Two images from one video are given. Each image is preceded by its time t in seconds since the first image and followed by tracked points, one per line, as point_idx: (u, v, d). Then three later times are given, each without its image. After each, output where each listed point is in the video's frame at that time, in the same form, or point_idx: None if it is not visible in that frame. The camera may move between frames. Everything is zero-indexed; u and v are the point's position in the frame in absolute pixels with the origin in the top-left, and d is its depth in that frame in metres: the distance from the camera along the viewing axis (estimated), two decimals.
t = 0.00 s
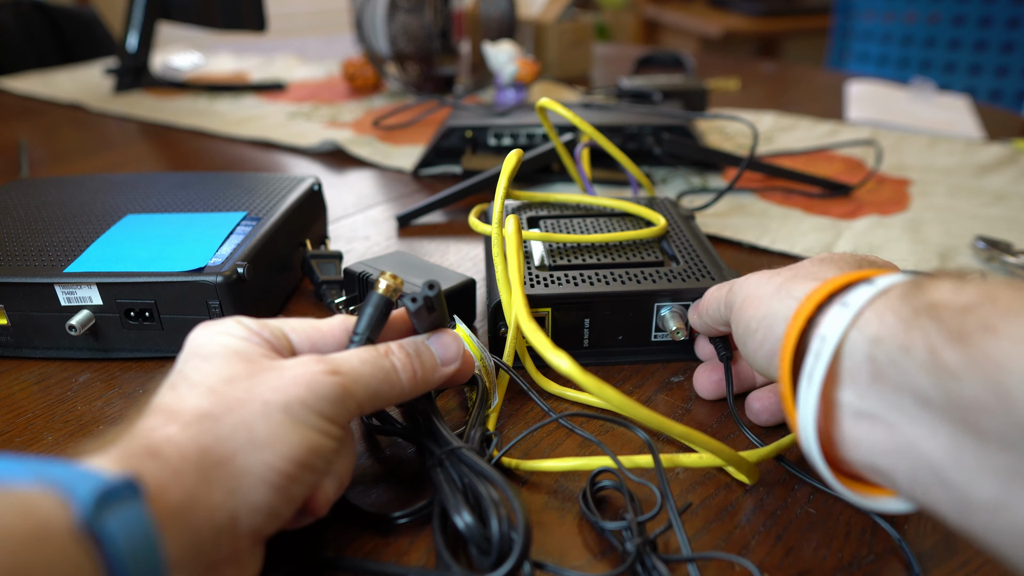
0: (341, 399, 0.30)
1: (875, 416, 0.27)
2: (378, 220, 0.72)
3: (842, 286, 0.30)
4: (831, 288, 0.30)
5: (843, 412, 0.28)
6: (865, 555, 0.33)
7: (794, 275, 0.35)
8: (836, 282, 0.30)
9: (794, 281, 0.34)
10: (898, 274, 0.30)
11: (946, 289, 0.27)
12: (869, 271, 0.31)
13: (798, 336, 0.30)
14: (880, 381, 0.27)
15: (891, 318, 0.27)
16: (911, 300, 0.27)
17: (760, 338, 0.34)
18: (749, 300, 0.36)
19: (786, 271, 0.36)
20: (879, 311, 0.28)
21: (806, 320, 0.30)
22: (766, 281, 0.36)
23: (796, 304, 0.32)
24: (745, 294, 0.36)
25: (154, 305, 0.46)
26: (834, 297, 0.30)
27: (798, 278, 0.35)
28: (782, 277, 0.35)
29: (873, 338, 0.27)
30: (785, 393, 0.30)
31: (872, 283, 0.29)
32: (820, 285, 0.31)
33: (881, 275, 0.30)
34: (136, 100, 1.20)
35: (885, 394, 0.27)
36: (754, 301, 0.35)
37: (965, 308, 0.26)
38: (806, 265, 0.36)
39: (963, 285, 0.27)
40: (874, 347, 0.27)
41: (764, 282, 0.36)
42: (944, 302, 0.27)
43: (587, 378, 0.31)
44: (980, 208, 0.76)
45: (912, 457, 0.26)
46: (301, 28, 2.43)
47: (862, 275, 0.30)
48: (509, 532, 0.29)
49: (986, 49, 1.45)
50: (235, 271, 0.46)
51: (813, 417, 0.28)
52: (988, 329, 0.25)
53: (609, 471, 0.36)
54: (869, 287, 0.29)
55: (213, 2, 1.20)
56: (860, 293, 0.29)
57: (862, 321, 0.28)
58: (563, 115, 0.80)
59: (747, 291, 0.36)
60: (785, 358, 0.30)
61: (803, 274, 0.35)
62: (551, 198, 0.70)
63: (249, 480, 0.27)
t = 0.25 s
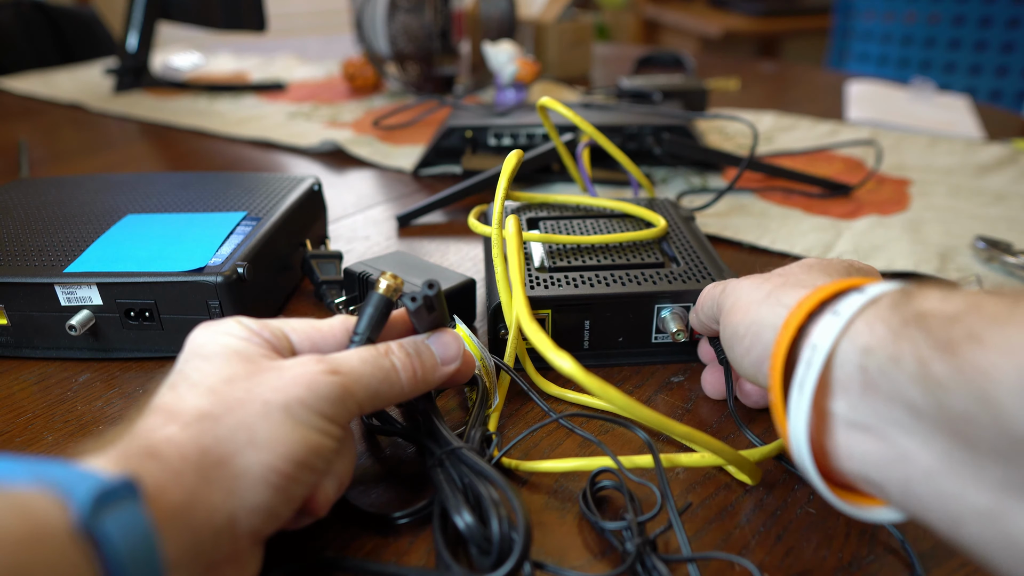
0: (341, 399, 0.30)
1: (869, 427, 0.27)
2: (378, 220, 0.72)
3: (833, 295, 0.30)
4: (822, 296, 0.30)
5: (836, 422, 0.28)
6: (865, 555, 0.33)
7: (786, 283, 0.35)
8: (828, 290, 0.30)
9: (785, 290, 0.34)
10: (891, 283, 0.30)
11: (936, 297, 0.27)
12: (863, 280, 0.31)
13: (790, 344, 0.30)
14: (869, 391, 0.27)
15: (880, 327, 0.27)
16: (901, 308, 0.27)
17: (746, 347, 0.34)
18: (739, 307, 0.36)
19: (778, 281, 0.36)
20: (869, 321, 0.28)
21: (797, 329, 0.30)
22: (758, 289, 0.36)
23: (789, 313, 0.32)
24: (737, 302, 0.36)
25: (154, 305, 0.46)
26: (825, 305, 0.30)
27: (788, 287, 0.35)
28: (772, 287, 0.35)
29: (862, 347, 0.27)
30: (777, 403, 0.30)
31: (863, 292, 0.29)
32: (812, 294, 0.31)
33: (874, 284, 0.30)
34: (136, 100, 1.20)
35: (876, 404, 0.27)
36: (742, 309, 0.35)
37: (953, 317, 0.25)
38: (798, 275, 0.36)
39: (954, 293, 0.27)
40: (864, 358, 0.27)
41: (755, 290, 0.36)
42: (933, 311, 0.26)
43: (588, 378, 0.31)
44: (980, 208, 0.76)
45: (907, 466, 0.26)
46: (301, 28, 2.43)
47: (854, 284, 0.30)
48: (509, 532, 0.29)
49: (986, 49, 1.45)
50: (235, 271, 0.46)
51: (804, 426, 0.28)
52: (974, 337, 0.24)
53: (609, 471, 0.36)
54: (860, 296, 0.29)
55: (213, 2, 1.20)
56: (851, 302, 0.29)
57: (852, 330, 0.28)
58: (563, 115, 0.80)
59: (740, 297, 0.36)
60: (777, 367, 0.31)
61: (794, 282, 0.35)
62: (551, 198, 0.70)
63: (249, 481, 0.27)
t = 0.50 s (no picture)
0: (342, 399, 0.30)
1: (882, 483, 0.27)
2: (378, 220, 0.72)
3: (819, 350, 0.30)
4: (808, 353, 0.30)
5: (847, 478, 0.28)
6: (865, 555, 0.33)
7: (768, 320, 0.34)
8: (813, 345, 0.30)
9: (767, 336, 0.33)
10: (872, 329, 0.29)
11: (919, 349, 0.27)
12: (844, 323, 0.30)
13: (786, 405, 0.30)
14: (874, 453, 0.27)
15: (871, 387, 0.27)
16: (887, 367, 0.27)
17: (737, 401, 0.33)
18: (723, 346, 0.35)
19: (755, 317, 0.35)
20: (860, 379, 0.27)
21: (790, 390, 0.30)
22: (742, 327, 0.35)
23: (778, 368, 0.31)
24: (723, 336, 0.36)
25: (154, 305, 0.46)
26: (813, 360, 0.30)
27: (770, 330, 0.34)
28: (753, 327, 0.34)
29: (859, 409, 0.27)
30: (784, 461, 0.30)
31: (846, 344, 0.29)
32: (798, 349, 0.30)
33: (855, 331, 0.29)
34: (136, 100, 1.20)
35: (885, 465, 0.26)
36: (726, 355, 0.34)
37: (942, 377, 0.25)
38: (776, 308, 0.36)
39: (937, 343, 0.27)
40: (864, 420, 0.27)
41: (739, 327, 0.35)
42: (919, 369, 0.26)
43: (603, 393, 0.31)
44: (980, 208, 0.76)
45: (926, 523, 0.26)
46: (301, 28, 2.43)
47: (836, 333, 0.30)
48: (509, 531, 0.29)
49: (986, 49, 1.45)
50: (235, 271, 0.46)
51: (818, 490, 0.28)
52: (964, 404, 0.24)
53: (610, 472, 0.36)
54: (845, 349, 0.29)
55: (213, 2, 1.20)
56: (837, 359, 0.28)
57: (845, 391, 0.28)
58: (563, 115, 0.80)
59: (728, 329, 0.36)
60: (778, 428, 0.30)
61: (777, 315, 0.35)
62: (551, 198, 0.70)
63: (249, 481, 0.27)
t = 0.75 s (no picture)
0: (344, 401, 0.31)
1: (940, 466, 0.26)
2: (378, 220, 0.72)
3: (846, 340, 0.28)
4: (835, 345, 0.28)
5: (902, 465, 0.27)
6: (865, 555, 0.33)
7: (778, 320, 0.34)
8: (838, 334, 0.29)
9: (783, 337, 0.33)
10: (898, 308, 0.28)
11: (959, 327, 0.26)
12: (866, 308, 0.29)
13: (822, 400, 0.28)
14: (927, 438, 0.25)
15: (911, 370, 0.26)
16: (926, 350, 0.26)
17: (767, 402, 0.33)
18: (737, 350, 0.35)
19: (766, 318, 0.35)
20: (897, 365, 0.26)
21: (824, 384, 0.28)
22: (752, 330, 0.35)
23: (806, 362, 0.30)
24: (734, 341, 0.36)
25: (154, 305, 0.46)
26: (842, 351, 0.28)
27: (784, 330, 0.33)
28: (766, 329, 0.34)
29: (904, 395, 0.26)
30: (834, 456, 0.28)
31: (874, 329, 0.28)
32: (823, 342, 0.29)
33: (879, 314, 0.28)
34: (136, 100, 1.20)
35: (940, 449, 0.25)
36: (745, 359, 0.34)
37: (988, 362, 0.24)
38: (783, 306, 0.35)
39: (976, 322, 0.26)
40: (911, 406, 0.26)
41: (750, 329, 0.35)
42: (963, 352, 0.25)
43: (593, 381, 0.31)
44: (980, 208, 0.76)
45: (989, 504, 0.25)
46: (301, 28, 2.43)
47: (858, 320, 0.29)
48: (508, 529, 0.29)
49: (986, 49, 1.45)
50: (235, 271, 0.46)
51: (879, 484, 0.26)
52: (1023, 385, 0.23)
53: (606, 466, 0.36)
54: (874, 335, 0.27)
55: (213, 2, 1.20)
56: (868, 345, 0.27)
57: (884, 378, 0.26)
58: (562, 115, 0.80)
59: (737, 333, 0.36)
60: (819, 425, 0.28)
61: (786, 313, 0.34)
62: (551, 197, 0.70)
63: (251, 483, 0.27)
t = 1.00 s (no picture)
0: (346, 404, 0.30)
1: None
2: (378, 220, 0.72)
3: (957, 475, 0.22)
4: (940, 486, 0.23)
5: None
6: (865, 555, 0.33)
7: (832, 374, 0.28)
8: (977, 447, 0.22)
9: (847, 415, 0.27)
10: None
11: None
12: (972, 420, 0.22)
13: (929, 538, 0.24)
14: None
15: None
16: None
17: (852, 484, 0.28)
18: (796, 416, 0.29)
19: (806, 357, 0.29)
20: None
21: (932, 523, 0.23)
22: (805, 388, 0.29)
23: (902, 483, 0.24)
24: (773, 382, 0.30)
25: (154, 305, 0.46)
26: (950, 486, 0.23)
27: (845, 399, 0.27)
28: (824, 393, 0.28)
29: None
30: None
31: (999, 472, 0.21)
32: (926, 472, 0.23)
33: (995, 439, 0.22)
34: (136, 100, 1.20)
35: None
36: (813, 436, 0.29)
37: None
38: (829, 333, 0.28)
39: None
40: None
41: (799, 381, 0.29)
42: None
43: (594, 385, 0.30)
44: (980, 208, 0.75)
45: None
46: (301, 28, 2.43)
47: (969, 447, 0.22)
48: (507, 528, 0.29)
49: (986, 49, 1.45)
50: (235, 271, 0.46)
51: None
52: None
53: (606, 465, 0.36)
54: (1003, 482, 0.21)
55: (213, 2, 1.20)
56: (995, 494, 0.21)
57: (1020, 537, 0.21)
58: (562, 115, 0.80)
59: (773, 372, 0.30)
60: (923, 553, 0.24)
61: (839, 357, 0.27)
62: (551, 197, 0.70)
63: (254, 486, 0.27)
